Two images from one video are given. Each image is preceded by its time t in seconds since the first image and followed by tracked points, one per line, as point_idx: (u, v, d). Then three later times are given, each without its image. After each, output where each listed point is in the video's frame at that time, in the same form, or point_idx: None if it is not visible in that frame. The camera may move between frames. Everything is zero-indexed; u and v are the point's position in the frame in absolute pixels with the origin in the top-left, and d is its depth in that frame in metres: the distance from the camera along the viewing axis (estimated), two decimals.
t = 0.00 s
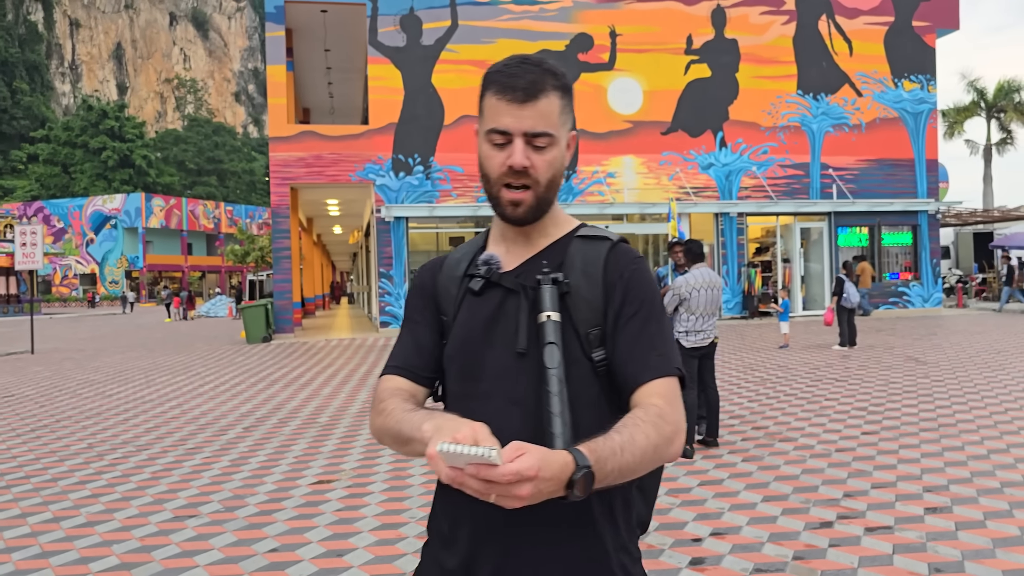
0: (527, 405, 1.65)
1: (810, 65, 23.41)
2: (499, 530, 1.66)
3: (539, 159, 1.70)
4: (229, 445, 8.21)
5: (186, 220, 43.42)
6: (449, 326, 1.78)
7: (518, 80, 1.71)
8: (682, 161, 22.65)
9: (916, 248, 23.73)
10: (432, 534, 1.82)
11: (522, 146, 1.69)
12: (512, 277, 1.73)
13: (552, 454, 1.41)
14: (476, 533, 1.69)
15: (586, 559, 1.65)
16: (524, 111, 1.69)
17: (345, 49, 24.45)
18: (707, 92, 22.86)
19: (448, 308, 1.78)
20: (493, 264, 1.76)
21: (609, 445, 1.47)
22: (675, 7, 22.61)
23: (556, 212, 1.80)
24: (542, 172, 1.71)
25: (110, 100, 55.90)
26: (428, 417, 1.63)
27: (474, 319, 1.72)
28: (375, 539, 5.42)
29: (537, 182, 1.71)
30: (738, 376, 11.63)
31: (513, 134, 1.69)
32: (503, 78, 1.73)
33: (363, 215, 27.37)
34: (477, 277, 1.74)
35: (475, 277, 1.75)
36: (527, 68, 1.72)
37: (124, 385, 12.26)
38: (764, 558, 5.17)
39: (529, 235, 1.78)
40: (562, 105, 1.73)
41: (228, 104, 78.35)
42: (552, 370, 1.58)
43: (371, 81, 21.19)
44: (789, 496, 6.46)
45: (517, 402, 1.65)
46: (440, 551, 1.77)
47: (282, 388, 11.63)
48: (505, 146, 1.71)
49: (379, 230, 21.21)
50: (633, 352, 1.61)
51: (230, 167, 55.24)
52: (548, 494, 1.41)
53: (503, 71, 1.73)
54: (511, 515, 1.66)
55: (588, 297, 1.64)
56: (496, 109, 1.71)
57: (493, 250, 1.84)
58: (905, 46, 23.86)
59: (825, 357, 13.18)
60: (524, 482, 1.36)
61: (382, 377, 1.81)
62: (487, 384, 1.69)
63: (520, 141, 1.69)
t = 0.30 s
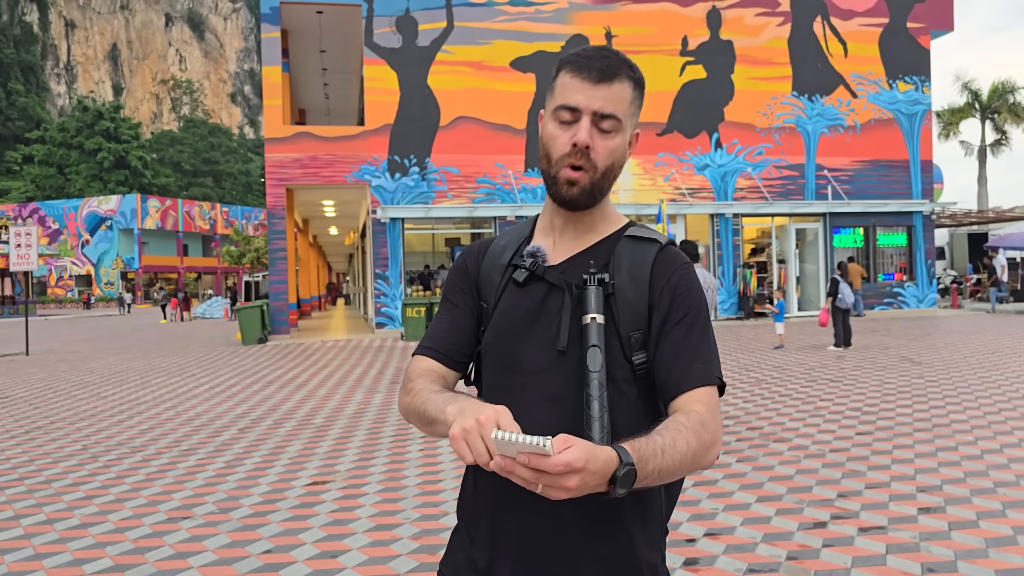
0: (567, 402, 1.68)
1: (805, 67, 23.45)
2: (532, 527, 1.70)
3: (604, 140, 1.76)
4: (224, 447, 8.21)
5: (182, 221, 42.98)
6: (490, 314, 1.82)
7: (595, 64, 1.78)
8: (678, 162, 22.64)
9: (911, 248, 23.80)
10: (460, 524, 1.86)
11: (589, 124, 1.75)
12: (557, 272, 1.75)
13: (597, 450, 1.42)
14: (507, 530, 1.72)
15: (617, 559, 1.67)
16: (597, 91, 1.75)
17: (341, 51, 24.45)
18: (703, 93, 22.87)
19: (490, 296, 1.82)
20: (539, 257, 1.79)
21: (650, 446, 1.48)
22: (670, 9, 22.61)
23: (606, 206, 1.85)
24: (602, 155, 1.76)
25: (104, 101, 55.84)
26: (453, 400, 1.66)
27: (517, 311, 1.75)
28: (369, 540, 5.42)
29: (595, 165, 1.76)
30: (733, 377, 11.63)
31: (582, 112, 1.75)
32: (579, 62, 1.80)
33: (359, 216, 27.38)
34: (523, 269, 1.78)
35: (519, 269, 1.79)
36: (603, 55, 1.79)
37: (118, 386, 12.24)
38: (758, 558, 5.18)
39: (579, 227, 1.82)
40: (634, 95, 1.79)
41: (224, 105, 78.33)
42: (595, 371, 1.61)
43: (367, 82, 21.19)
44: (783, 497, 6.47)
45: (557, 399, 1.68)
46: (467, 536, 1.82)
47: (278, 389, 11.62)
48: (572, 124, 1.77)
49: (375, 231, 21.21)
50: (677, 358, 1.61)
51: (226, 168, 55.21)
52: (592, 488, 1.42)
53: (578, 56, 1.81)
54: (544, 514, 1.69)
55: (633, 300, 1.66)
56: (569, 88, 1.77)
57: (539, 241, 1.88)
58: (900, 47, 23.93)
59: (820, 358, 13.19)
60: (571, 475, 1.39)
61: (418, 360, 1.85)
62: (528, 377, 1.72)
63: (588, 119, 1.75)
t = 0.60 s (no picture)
0: (572, 401, 1.68)
1: (799, 68, 23.50)
2: (531, 525, 1.70)
3: (612, 129, 1.77)
4: (217, 448, 8.20)
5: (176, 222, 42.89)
6: (497, 314, 1.82)
7: (599, 58, 1.81)
8: (673, 163, 22.67)
9: (905, 249, 23.89)
10: (463, 521, 1.86)
11: (596, 113, 1.76)
12: (564, 273, 1.76)
13: (587, 449, 1.41)
14: (507, 529, 1.73)
15: (617, 559, 1.67)
16: (603, 80, 1.77)
17: (336, 51, 24.43)
18: (698, 94, 22.88)
19: (498, 296, 1.83)
20: (547, 257, 1.80)
21: (647, 446, 1.47)
22: (665, 10, 22.62)
23: (612, 203, 1.86)
24: (612, 142, 1.77)
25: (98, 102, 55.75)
26: (458, 397, 1.67)
27: (523, 310, 1.76)
28: (362, 542, 5.42)
29: (606, 153, 1.77)
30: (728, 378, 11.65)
31: (589, 99, 1.76)
32: (584, 57, 1.83)
33: (353, 217, 27.39)
34: (530, 269, 1.79)
35: (527, 270, 1.79)
36: (610, 53, 1.82)
37: (112, 388, 12.23)
38: (751, 559, 5.19)
39: (586, 225, 1.83)
40: (638, 88, 1.82)
41: (219, 106, 78.23)
42: (598, 371, 1.60)
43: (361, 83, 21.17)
44: (776, 498, 6.48)
45: (561, 398, 1.68)
46: (469, 534, 1.81)
47: (273, 391, 11.62)
48: (579, 113, 1.78)
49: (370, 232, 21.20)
50: (682, 359, 1.60)
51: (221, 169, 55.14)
52: (583, 488, 1.42)
53: (586, 52, 1.83)
54: (545, 512, 1.69)
55: (639, 301, 1.65)
56: (574, 79, 1.79)
57: (547, 242, 1.89)
58: (894, 49, 23.99)
59: (814, 358, 13.21)
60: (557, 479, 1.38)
61: (423, 362, 1.86)
62: (532, 377, 1.72)
63: (595, 108, 1.77)
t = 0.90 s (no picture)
0: (577, 401, 1.67)
1: (796, 69, 23.54)
2: (535, 519, 1.70)
3: (613, 141, 1.77)
4: (214, 449, 8.19)
5: (173, 223, 42.76)
6: (506, 313, 1.84)
7: (596, 67, 1.78)
8: (670, 164, 22.70)
9: (902, 249, 23.92)
10: (470, 516, 1.88)
11: (596, 127, 1.76)
12: (571, 273, 1.77)
13: (591, 434, 1.41)
14: (510, 522, 1.74)
15: (620, 555, 1.66)
16: (601, 94, 1.76)
17: (333, 52, 24.43)
18: (695, 95, 22.90)
19: (507, 297, 1.85)
20: (555, 259, 1.81)
21: (651, 437, 1.47)
22: (661, 11, 22.64)
23: (620, 206, 1.86)
24: (612, 156, 1.77)
25: (94, 103, 55.70)
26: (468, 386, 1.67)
27: (531, 309, 1.77)
28: (359, 543, 5.41)
29: (607, 166, 1.77)
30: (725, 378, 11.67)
31: (588, 114, 1.76)
32: (583, 64, 1.80)
33: (350, 218, 27.38)
34: (539, 270, 1.80)
35: (535, 270, 1.81)
36: (608, 56, 1.79)
37: (108, 388, 12.21)
38: (748, 559, 5.20)
39: (593, 230, 1.84)
40: (639, 94, 1.80)
41: (216, 107, 78.20)
42: (602, 368, 1.61)
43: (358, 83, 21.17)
44: (773, 498, 6.49)
45: (566, 396, 1.68)
46: (475, 531, 1.83)
47: (270, 391, 11.61)
48: (579, 127, 1.78)
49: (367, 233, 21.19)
50: (689, 357, 1.60)
51: (217, 169, 55.09)
52: (587, 472, 1.41)
53: (583, 58, 1.81)
54: (549, 506, 1.69)
55: (646, 300, 1.66)
56: (572, 92, 1.79)
57: (555, 244, 1.90)
58: (890, 50, 24.05)
59: (811, 359, 13.24)
60: (521, 376, 1.51)
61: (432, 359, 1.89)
62: (538, 376, 1.73)
63: (594, 122, 1.76)
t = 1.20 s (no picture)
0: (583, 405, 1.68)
1: (794, 70, 23.57)
2: (536, 519, 1.72)
3: (632, 152, 1.74)
4: (212, 450, 8.17)
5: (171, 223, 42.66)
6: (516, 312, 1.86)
7: (623, 72, 1.73)
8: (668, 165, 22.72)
9: (899, 250, 23.95)
10: (481, 509, 1.90)
11: (617, 138, 1.73)
12: (580, 276, 1.77)
13: (595, 436, 1.42)
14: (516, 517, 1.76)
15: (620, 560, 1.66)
16: (623, 103, 1.73)
17: (331, 53, 24.42)
18: (693, 96, 22.92)
19: (518, 294, 1.86)
20: (566, 260, 1.81)
21: (658, 445, 1.47)
22: (660, 12, 22.64)
23: (641, 207, 1.83)
24: (631, 167, 1.75)
25: (92, 103, 55.59)
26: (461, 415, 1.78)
27: (539, 311, 1.78)
28: (357, 544, 5.40)
29: (625, 177, 1.76)
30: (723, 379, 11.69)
31: (610, 125, 1.73)
32: (609, 67, 1.75)
33: (349, 219, 27.38)
34: (549, 271, 1.81)
35: (546, 271, 1.82)
36: (634, 59, 1.74)
37: (105, 390, 12.18)
38: (746, 560, 5.20)
39: (609, 232, 1.81)
40: (664, 101, 1.75)
41: (213, 107, 78.15)
42: (606, 379, 1.61)
43: (356, 84, 21.16)
44: (772, 499, 6.49)
45: (573, 401, 1.70)
46: (486, 525, 1.85)
47: (268, 392, 11.60)
48: (600, 136, 1.76)
49: (365, 234, 21.19)
50: (698, 368, 1.58)
51: (215, 170, 55.07)
52: (587, 474, 1.42)
53: (609, 59, 1.76)
54: (554, 503, 1.70)
55: (654, 309, 1.64)
56: (595, 98, 1.75)
57: (569, 241, 1.90)
58: (888, 51, 24.11)
59: (810, 359, 13.26)
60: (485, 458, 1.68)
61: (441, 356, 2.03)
62: (547, 377, 1.74)
63: (614, 133, 1.74)
